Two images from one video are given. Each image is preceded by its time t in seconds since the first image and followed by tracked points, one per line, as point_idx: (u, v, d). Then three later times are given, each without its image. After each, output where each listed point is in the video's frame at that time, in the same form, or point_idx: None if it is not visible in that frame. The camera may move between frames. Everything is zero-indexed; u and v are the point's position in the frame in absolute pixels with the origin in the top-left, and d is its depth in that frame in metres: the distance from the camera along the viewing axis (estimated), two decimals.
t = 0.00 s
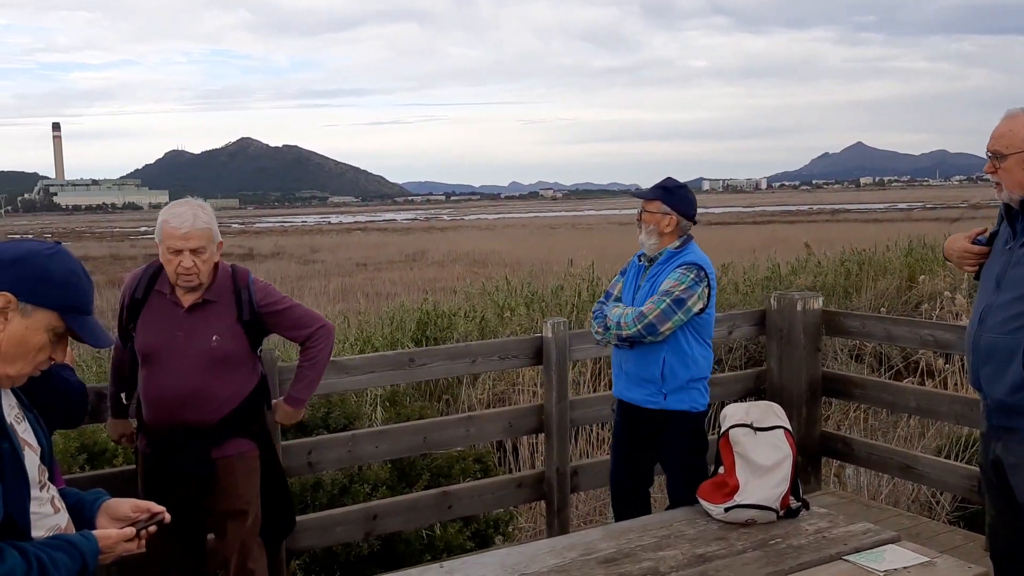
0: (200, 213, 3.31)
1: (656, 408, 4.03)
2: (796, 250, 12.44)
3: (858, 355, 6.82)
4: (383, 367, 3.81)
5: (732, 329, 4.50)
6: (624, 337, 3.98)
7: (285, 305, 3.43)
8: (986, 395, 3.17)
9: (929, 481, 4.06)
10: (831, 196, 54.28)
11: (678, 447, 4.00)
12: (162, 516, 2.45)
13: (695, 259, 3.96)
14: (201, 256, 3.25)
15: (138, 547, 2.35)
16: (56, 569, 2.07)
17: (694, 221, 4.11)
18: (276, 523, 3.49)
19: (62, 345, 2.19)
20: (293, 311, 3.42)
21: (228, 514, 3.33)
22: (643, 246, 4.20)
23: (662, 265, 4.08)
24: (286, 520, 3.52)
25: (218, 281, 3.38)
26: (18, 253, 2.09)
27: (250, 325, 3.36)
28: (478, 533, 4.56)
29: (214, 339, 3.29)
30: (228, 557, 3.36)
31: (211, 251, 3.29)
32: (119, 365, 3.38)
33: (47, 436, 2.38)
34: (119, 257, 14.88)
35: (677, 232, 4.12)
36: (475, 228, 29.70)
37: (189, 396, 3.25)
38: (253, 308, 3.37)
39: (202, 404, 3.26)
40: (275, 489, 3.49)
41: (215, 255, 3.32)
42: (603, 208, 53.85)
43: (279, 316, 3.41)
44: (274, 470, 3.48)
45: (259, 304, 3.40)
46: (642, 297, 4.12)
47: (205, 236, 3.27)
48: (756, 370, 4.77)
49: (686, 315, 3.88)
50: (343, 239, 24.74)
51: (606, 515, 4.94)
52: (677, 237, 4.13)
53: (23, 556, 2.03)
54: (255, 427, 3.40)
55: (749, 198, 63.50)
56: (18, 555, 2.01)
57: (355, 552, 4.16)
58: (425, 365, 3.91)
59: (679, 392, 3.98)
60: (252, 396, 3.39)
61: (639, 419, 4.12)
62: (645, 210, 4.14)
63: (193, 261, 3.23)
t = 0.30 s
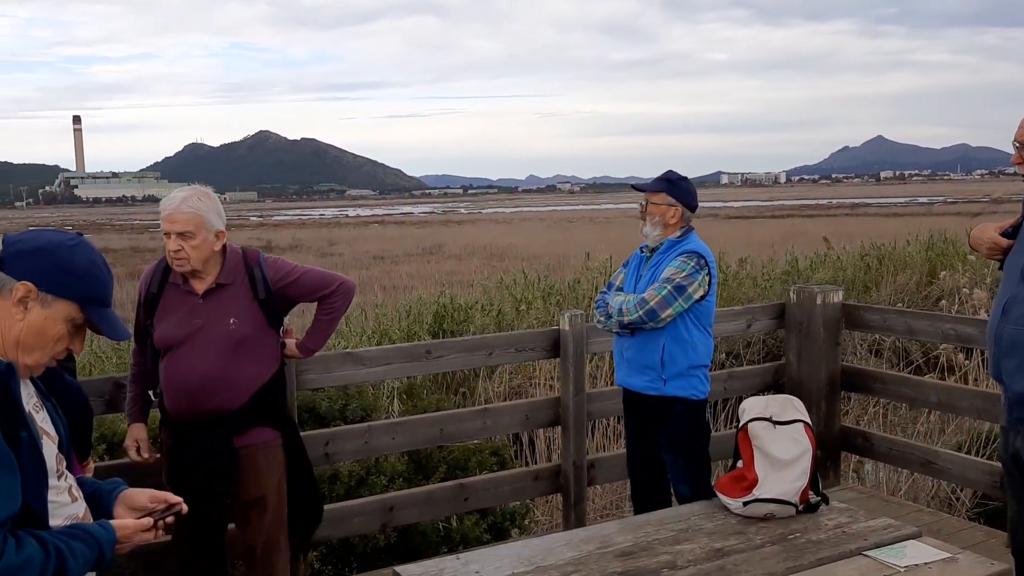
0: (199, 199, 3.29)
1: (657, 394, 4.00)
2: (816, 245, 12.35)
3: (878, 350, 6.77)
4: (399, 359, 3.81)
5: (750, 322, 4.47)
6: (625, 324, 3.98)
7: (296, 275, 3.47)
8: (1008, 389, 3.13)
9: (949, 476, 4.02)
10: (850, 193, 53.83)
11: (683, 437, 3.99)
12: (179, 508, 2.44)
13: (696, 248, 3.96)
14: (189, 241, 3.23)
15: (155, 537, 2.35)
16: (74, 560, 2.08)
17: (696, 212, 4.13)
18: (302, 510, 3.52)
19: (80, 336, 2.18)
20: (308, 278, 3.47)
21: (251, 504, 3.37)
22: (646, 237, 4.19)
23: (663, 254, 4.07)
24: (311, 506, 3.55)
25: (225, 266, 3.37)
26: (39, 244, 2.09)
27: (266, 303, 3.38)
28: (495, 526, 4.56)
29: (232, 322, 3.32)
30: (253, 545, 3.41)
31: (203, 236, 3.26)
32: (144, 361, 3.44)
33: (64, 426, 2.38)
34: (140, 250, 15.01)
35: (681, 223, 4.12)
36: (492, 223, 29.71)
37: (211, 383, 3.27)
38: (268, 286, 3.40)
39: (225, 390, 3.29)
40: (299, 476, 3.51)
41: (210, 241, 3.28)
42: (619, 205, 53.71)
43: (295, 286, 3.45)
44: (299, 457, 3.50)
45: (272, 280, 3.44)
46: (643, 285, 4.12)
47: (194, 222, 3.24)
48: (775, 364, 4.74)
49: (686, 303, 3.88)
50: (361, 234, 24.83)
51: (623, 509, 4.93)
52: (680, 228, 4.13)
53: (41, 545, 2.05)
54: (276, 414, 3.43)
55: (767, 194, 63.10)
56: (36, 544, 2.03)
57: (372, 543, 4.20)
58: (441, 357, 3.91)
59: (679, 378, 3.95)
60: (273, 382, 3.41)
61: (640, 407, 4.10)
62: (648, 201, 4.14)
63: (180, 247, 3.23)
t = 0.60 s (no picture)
0: (228, 194, 3.30)
1: (676, 386, 3.96)
2: (841, 239, 12.24)
3: (905, 346, 6.71)
4: (426, 354, 3.81)
5: (779, 318, 4.44)
6: (642, 317, 3.93)
7: (324, 265, 3.55)
8: None
9: (981, 474, 3.97)
10: (870, 187, 53.35)
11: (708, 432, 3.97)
12: (214, 504, 2.41)
13: (711, 240, 3.94)
14: (218, 236, 3.26)
15: (190, 533, 2.30)
16: (111, 556, 2.03)
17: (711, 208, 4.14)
18: (333, 506, 3.53)
19: (118, 333, 2.16)
20: (335, 268, 3.57)
21: (282, 499, 3.38)
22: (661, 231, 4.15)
23: (678, 248, 4.05)
24: (341, 502, 3.55)
25: (254, 260, 3.40)
26: (79, 241, 2.07)
27: (297, 294, 3.43)
28: (520, 521, 4.56)
29: (265, 314, 3.35)
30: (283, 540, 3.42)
31: (232, 231, 3.28)
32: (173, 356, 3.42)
33: (103, 422, 2.38)
34: (164, 244, 15.15)
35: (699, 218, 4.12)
36: (511, 217, 29.70)
37: (245, 375, 3.29)
38: (298, 277, 3.45)
39: (259, 382, 3.30)
40: (330, 471, 3.52)
41: (240, 236, 3.30)
42: (637, 199, 53.52)
43: (323, 276, 3.54)
44: (331, 452, 3.51)
45: (301, 271, 3.50)
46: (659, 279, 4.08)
47: (223, 216, 3.27)
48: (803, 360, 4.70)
49: (703, 294, 3.85)
50: (380, 228, 24.91)
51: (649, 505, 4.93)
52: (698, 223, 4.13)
53: (79, 539, 1.99)
54: (307, 409, 3.44)
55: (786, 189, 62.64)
56: (75, 539, 1.97)
57: (399, 537, 4.23)
58: (468, 352, 3.91)
59: (698, 369, 3.93)
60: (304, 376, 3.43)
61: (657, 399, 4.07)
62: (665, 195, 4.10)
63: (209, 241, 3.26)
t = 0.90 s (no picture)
0: (268, 191, 3.33)
1: (709, 386, 3.93)
2: (866, 238, 12.14)
3: (934, 346, 6.65)
4: (454, 352, 3.80)
5: (809, 317, 4.40)
6: (680, 317, 3.88)
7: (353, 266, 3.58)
8: None
9: (1014, 476, 3.92)
10: (888, 185, 52.93)
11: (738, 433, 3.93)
12: (250, 502, 2.40)
13: (745, 240, 3.93)
14: (256, 232, 3.29)
15: (227, 529, 2.27)
16: (150, 550, 1.99)
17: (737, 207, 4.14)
18: (357, 504, 3.52)
19: (157, 332, 2.12)
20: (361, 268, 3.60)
21: (310, 496, 3.39)
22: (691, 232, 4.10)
23: (711, 248, 4.02)
24: (366, 500, 3.54)
25: (288, 258, 3.42)
26: (121, 240, 2.05)
27: (328, 294, 3.45)
28: (545, 519, 4.56)
29: (297, 312, 3.36)
30: (312, 537, 3.42)
31: (270, 228, 3.31)
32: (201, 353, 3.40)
33: (141, 417, 2.38)
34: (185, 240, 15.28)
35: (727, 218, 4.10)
36: (529, 215, 29.68)
37: (276, 371, 3.30)
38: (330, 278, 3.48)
39: (290, 379, 3.31)
40: (356, 469, 3.51)
41: (277, 233, 3.33)
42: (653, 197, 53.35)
43: (351, 277, 3.58)
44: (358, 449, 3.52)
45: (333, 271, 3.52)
46: (692, 278, 4.04)
47: (261, 213, 3.29)
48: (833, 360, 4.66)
49: (740, 294, 3.84)
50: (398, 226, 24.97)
51: (674, 504, 4.91)
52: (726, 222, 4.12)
53: (119, 534, 1.95)
54: (335, 407, 3.44)
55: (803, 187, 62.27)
56: (114, 534, 1.92)
57: (424, 534, 4.22)
58: (497, 350, 3.90)
59: (732, 369, 3.90)
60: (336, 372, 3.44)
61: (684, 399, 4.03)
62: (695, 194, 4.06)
63: (246, 237, 3.29)
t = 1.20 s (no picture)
0: (303, 184, 3.38)
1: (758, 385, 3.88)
2: (894, 233, 12.02)
3: (963, 343, 6.57)
4: (483, 346, 3.81)
5: (839, 313, 4.37)
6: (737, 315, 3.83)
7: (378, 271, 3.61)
8: None
9: None
10: (911, 180, 52.35)
11: (779, 431, 3.90)
12: (284, 494, 2.42)
13: (792, 237, 3.96)
14: (289, 224, 3.31)
15: (262, 520, 2.29)
16: (188, 540, 1.99)
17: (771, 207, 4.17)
18: (382, 497, 3.53)
19: (194, 324, 2.13)
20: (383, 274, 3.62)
21: (338, 489, 3.39)
22: (738, 227, 4.05)
23: (756, 246, 4.01)
24: (392, 492, 3.55)
25: (319, 251, 3.44)
26: (158, 234, 2.06)
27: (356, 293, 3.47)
28: (571, 514, 4.58)
29: (326, 306, 3.38)
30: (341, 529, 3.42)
31: (304, 220, 3.33)
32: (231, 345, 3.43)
33: (177, 410, 2.39)
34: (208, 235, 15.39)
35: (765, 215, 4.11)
36: (549, 210, 29.65)
37: (301, 366, 3.30)
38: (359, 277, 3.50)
39: (316, 373, 3.32)
40: (382, 462, 3.53)
41: (309, 226, 3.35)
42: (672, 193, 53.07)
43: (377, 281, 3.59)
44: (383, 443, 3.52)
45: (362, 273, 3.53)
46: (741, 276, 4.00)
47: (295, 205, 3.32)
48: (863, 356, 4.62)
49: (793, 292, 3.85)
50: (419, 221, 25.05)
51: (699, 501, 4.90)
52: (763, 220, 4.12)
53: (156, 525, 1.94)
54: (362, 400, 3.46)
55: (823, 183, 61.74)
56: (152, 524, 1.92)
57: (450, 527, 4.23)
58: (524, 345, 3.90)
59: (780, 368, 3.89)
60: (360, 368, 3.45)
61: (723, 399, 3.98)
62: (744, 188, 4.01)
63: (279, 228, 3.31)
